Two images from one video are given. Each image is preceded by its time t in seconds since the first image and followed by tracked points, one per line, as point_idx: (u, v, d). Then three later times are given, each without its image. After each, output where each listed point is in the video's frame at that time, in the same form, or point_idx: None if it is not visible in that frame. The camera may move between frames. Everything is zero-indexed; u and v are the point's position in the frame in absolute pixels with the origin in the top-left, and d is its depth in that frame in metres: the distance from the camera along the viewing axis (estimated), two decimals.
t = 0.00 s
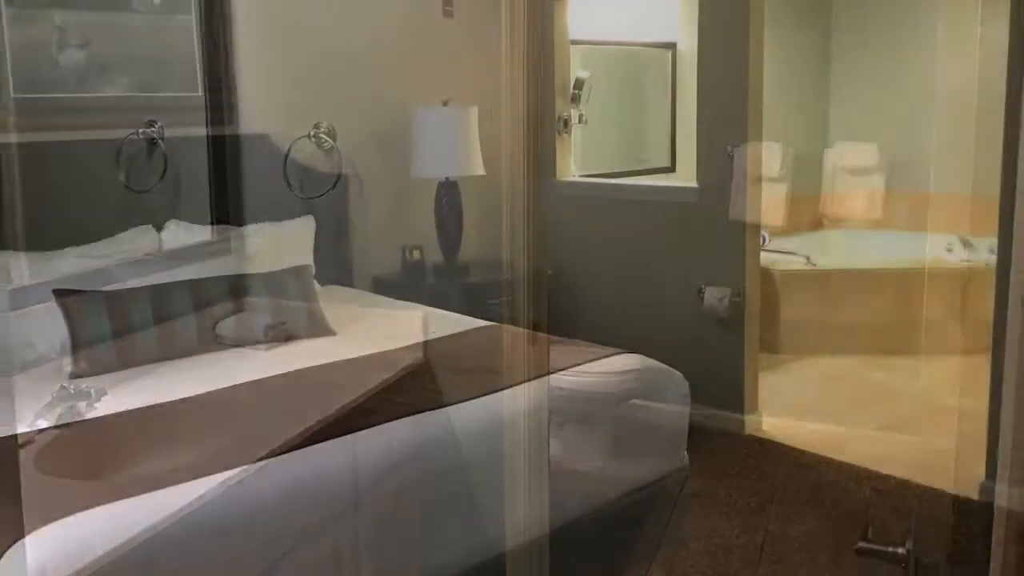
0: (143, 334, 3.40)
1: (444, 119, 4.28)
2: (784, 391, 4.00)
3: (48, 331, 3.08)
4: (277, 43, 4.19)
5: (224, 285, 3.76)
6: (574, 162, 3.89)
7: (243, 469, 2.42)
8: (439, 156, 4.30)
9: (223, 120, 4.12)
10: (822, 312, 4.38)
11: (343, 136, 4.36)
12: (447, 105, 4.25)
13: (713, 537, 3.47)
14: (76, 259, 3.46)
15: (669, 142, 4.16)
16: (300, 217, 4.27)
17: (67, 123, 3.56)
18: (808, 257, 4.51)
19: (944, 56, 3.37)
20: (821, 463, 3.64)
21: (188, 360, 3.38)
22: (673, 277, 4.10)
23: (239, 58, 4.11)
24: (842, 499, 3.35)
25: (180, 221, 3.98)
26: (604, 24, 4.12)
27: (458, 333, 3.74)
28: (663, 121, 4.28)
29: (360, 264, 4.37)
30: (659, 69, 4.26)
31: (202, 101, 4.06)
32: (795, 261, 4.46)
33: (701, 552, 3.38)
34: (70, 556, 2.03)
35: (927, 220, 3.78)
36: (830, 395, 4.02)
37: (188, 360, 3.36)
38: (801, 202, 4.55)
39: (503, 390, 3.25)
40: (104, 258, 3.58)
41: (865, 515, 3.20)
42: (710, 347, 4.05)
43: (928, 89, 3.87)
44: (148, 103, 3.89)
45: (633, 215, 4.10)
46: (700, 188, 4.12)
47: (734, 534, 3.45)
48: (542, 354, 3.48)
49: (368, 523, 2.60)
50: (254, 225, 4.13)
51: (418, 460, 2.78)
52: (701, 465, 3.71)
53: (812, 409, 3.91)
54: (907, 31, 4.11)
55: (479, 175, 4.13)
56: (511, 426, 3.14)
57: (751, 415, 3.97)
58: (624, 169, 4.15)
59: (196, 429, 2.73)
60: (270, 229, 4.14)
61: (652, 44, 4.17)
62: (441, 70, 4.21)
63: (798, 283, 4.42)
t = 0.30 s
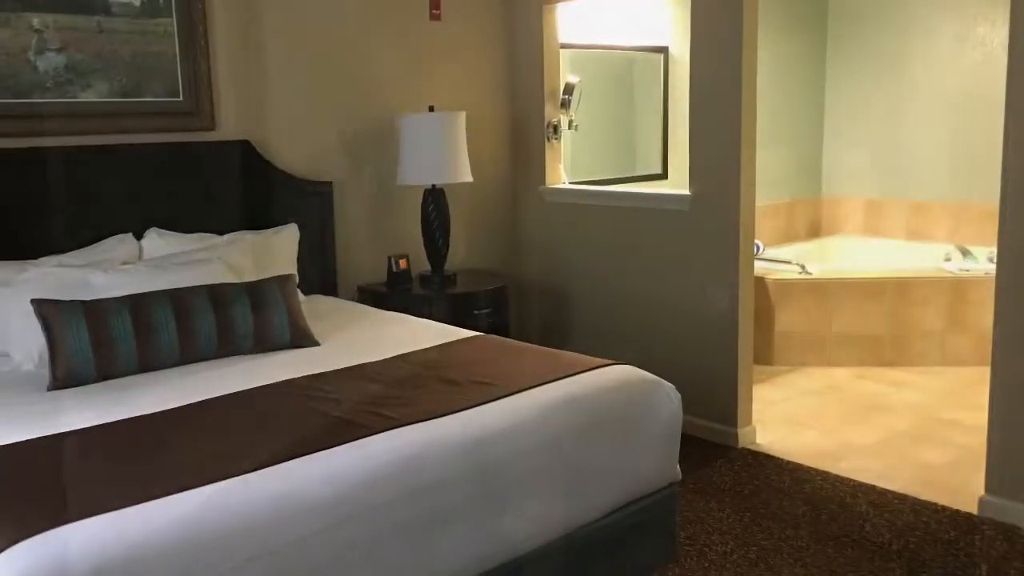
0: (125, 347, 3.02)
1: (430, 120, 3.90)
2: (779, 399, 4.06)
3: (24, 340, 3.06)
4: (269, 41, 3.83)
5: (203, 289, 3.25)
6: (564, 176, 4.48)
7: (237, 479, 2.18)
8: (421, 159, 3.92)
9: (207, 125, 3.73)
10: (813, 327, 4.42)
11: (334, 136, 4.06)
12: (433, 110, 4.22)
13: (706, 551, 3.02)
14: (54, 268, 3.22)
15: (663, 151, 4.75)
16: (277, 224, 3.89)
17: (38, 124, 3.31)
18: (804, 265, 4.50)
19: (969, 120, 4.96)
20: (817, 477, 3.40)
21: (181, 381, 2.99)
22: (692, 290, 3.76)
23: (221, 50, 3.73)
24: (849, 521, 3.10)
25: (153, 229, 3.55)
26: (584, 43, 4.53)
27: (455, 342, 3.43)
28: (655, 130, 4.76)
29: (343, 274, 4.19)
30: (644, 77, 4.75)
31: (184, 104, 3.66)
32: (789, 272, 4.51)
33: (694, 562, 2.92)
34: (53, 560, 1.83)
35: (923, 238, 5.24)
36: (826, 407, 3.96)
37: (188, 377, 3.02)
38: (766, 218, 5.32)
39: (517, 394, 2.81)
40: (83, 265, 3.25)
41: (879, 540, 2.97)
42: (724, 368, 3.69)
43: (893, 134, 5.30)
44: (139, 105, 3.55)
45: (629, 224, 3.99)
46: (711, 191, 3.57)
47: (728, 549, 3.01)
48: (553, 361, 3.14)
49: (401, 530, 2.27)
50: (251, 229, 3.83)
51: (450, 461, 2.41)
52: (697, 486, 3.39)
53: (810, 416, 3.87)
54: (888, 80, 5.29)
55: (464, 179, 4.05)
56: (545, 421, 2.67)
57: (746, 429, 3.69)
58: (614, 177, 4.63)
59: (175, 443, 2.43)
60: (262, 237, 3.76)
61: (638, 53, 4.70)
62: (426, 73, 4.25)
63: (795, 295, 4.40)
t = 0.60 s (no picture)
0: (103, 356, 2.93)
1: (417, 126, 3.81)
2: (774, 410, 3.99)
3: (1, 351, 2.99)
4: (253, 44, 3.74)
5: (184, 299, 3.15)
6: (553, 183, 4.39)
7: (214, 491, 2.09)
8: (407, 165, 3.85)
9: (189, 130, 3.62)
10: (808, 337, 4.33)
11: (320, 142, 3.98)
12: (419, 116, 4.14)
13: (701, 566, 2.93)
14: (31, 277, 3.13)
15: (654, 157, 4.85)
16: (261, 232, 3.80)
17: (15, 129, 3.22)
18: (798, 274, 4.43)
19: (966, 125, 4.92)
20: (812, 491, 3.31)
21: (162, 393, 2.90)
22: (686, 300, 3.68)
23: (203, 53, 3.62)
24: (845, 536, 3.00)
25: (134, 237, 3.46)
26: (573, 47, 4.46)
27: (442, 353, 3.34)
28: (649, 135, 4.82)
29: (327, 283, 4.10)
30: (635, 82, 4.75)
31: (165, 109, 3.55)
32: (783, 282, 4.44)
33: None
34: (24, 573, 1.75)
35: (918, 246, 5.19)
36: (822, 420, 3.88)
37: (169, 389, 2.93)
38: (759, 226, 5.26)
39: (507, 405, 2.72)
40: (62, 275, 3.16)
41: (876, 555, 2.87)
42: (718, 379, 3.61)
43: (888, 138, 5.25)
44: (119, 110, 3.44)
45: (620, 232, 3.90)
46: (703, 201, 3.51)
47: (723, 564, 2.91)
48: (543, 372, 3.05)
49: (386, 546, 2.17)
50: (235, 236, 3.74)
51: (438, 475, 2.32)
52: (689, 500, 3.30)
53: (804, 429, 3.79)
54: (881, 84, 5.23)
55: (452, 186, 3.95)
56: (536, 434, 2.59)
57: (741, 441, 3.62)
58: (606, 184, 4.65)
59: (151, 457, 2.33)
60: (245, 245, 3.66)
61: (628, 59, 4.69)
62: (413, 77, 4.17)
63: (790, 305, 4.33)
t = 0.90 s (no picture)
0: (83, 367, 2.84)
1: (403, 131, 3.73)
2: (769, 422, 3.92)
3: None
4: (236, 48, 3.65)
5: (166, 308, 3.06)
6: (543, 191, 4.32)
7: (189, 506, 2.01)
8: (394, 172, 3.76)
9: (171, 136, 3.53)
10: (803, 348, 4.28)
11: (305, 147, 3.89)
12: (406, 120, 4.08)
13: None
14: (8, 286, 3.02)
15: (646, 162, 4.77)
16: (245, 241, 3.72)
17: None
18: (793, 283, 4.37)
19: (965, 129, 4.87)
20: (807, 505, 3.22)
21: (142, 405, 2.81)
22: (678, 310, 3.60)
23: (186, 57, 3.53)
24: (841, 551, 2.91)
25: (115, 245, 3.36)
26: (562, 51, 4.39)
27: (429, 363, 3.25)
28: (641, 140, 4.74)
29: (312, 292, 4.01)
30: (628, 87, 4.67)
31: (147, 114, 3.46)
32: (778, 291, 4.38)
33: None
34: None
35: (916, 255, 5.14)
36: (817, 432, 3.81)
37: (147, 402, 2.84)
38: (753, 234, 5.19)
39: (497, 417, 2.64)
40: (38, 283, 3.06)
41: (873, 571, 2.79)
42: (712, 390, 3.53)
43: (886, 142, 5.20)
44: (99, 115, 3.35)
45: (611, 239, 3.83)
46: (696, 208, 3.45)
47: None
48: (533, 383, 2.97)
49: (371, 564, 2.09)
50: (218, 245, 3.65)
51: (425, 489, 2.24)
52: (682, 514, 3.22)
53: (799, 441, 3.71)
54: (880, 88, 5.18)
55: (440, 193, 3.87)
56: (526, 446, 2.51)
57: (735, 454, 3.54)
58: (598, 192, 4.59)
59: (124, 473, 2.24)
60: (229, 253, 3.57)
61: (622, 63, 4.61)
62: (400, 81, 4.10)
63: (785, 315, 4.26)
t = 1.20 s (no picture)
0: (63, 379, 2.76)
1: (390, 136, 3.65)
2: (763, 434, 3.85)
3: None
4: (219, 51, 3.57)
5: (147, 318, 2.98)
6: (533, 198, 4.25)
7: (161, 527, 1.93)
8: (380, 178, 3.68)
9: (152, 141, 3.44)
10: (798, 359, 4.22)
11: (289, 152, 3.81)
12: (393, 126, 4.00)
13: None
14: None
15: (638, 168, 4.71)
16: (228, 248, 3.63)
17: None
18: (788, 292, 4.31)
19: (962, 135, 4.82)
20: (803, 518, 3.14)
21: (122, 417, 2.72)
22: (671, 319, 3.53)
23: (168, 61, 3.45)
24: (837, 565, 2.83)
25: (96, 253, 3.28)
26: (552, 55, 4.33)
27: (416, 374, 3.16)
28: (632, 146, 4.69)
29: (297, 301, 3.92)
30: (619, 90, 4.61)
31: (128, 119, 3.37)
32: (772, 300, 4.31)
33: None
34: None
35: (913, 263, 5.09)
36: (812, 444, 3.74)
37: (126, 414, 2.75)
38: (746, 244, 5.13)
39: (486, 428, 2.57)
40: (16, 292, 2.97)
41: None
42: (705, 402, 3.46)
43: (882, 148, 5.15)
44: (79, 120, 3.26)
45: (602, 247, 3.75)
46: (690, 215, 3.38)
47: None
48: (522, 394, 2.89)
49: None
50: (201, 252, 3.56)
51: (411, 503, 2.17)
52: (674, 528, 3.13)
53: (794, 453, 3.64)
54: (877, 93, 5.14)
55: (428, 200, 3.79)
56: (515, 458, 2.44)
57: (728, 466, 3.47)
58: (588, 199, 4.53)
59: (97, 490, 2.15)
60: (211, 261, 3.48)
61: (613, 66, 4.56)
62: (387, 86, 4.02)
63: (779, 325, 4.20)
